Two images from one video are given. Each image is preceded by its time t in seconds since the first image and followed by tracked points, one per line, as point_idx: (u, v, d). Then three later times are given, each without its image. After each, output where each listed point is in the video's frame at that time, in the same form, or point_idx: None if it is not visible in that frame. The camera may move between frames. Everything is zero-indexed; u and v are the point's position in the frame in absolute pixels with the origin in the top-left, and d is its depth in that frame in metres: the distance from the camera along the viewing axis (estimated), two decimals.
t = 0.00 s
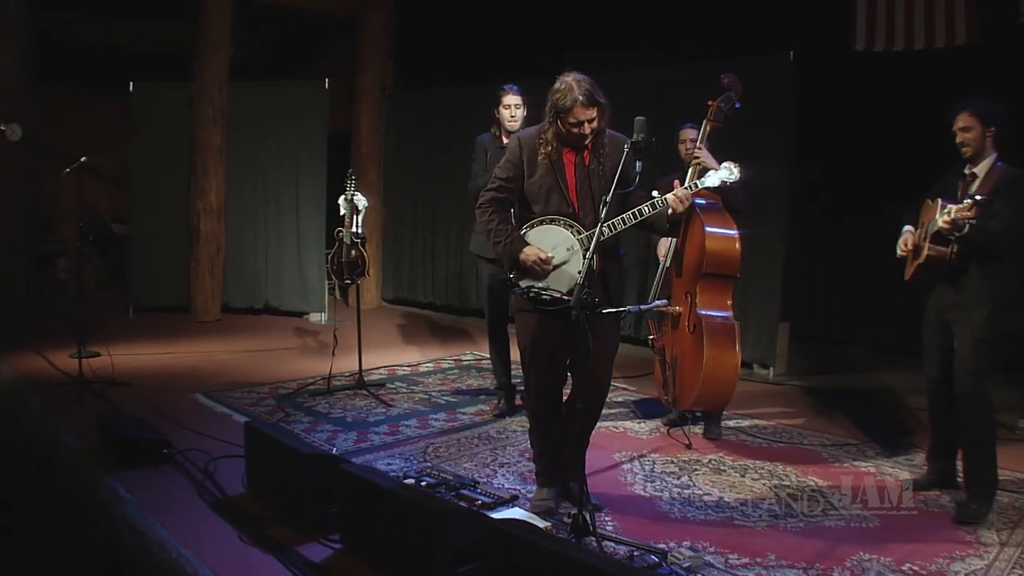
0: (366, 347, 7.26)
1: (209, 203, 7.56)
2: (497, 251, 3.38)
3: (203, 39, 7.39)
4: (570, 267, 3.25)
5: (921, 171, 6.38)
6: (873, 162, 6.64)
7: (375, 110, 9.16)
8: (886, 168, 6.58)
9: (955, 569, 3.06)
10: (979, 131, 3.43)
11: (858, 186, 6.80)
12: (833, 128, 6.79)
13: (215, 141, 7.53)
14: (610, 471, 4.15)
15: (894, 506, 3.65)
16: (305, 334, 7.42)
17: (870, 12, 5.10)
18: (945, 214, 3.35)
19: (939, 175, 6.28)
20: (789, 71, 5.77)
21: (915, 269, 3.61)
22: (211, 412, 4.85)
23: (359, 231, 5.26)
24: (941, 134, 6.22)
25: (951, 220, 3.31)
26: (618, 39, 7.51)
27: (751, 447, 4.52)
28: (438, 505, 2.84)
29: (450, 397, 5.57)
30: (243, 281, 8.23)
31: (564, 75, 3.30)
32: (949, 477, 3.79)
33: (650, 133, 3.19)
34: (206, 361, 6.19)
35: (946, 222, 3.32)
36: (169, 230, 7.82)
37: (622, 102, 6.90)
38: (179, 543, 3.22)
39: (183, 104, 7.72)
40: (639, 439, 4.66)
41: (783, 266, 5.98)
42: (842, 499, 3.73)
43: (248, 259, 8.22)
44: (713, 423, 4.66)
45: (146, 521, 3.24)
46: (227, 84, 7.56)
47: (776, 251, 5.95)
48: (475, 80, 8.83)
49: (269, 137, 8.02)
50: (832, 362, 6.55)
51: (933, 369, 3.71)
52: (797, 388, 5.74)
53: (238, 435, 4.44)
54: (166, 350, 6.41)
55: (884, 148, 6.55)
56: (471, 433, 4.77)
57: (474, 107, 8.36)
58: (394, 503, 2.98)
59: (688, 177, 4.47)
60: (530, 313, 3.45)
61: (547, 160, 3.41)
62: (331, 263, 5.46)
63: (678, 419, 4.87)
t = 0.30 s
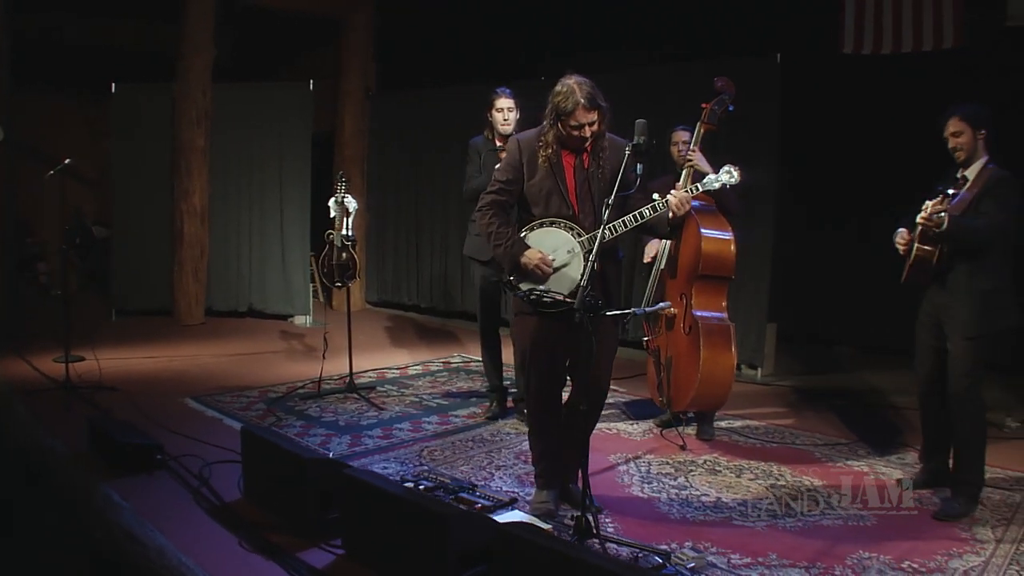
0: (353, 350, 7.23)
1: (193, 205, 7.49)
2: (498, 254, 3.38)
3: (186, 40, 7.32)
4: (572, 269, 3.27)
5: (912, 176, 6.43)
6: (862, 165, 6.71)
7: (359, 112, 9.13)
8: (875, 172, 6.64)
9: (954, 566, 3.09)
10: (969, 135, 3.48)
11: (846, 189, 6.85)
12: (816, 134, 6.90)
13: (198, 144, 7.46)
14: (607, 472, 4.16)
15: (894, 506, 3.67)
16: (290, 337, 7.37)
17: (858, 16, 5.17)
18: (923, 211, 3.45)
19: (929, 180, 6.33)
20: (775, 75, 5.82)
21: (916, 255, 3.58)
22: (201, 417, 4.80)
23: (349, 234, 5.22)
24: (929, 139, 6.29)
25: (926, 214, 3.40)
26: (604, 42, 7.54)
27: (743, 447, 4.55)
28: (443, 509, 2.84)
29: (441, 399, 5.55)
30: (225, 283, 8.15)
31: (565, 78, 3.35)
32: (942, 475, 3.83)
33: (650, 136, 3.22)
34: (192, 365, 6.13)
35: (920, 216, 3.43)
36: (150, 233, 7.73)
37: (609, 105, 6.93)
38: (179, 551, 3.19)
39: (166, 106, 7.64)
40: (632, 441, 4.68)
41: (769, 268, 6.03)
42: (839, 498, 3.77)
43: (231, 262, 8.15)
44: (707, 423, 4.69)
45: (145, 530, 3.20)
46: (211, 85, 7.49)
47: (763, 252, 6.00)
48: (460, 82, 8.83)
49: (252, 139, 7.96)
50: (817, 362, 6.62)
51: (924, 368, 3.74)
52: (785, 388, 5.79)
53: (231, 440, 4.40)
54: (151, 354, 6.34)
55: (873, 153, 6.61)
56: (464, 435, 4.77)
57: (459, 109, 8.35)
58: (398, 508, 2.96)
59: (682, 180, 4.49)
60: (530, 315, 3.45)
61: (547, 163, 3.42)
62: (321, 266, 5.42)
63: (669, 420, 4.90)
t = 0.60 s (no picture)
0: (339, 352, 7.20)
1: (177, 207, 7.41)
2: (498, 257, 3.39)
3: (171, 41, 7.26)
4: (572, 270, 3.27)
5: (896, 176, 6.60)
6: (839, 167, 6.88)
7: (344, 113, 9.10)
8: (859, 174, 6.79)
9: (952, 562, 3.14)
10: (973, 136, 3.52)
11: (826, 190, 7.00)
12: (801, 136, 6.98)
13: (182, 145, 7.39)
14: (603, 473, 4.18)
15: (894, 506, 3.69)
16: (276, 340, 7.31)
17: (846, 19, 5.24)
18: (936, 222, 3.45)
19: (913, 178, 6.48)
20: (763, 77, 5.87)
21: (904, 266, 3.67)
22: (191, 421, 4.75)
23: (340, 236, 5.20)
24: (911, 138, 6.45)
25: (939, 228, 3.40)
26: (591, 44, 7.57)
27: (737, 447, 4.58)
28: (447, 511, 2.85)
29: (432, 402, 5.54)
30: (208, 285, 8.08)
31: (563, 81, 3.37)
32: (935, 473, 3.88)
33: (651, 138, 3.22)
34: (179, 368, 6.07)
35: (933, 231, 3.42)
36: (133, 235, 7.65)
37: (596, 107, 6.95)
38: (179, 556, 3.16)
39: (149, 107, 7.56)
40: (626, 441, 4.70)
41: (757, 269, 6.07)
42: (834, 496, 3.81)
43: (215, 264, 8.08)
44: (700, 423, 4.73)
45: (145, 536, 3.17)
46: (194, 86, 7.42)
47: (751, 253, 6.05)
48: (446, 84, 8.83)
49: (236, 140, 7.90)
50: (802, 362, 6.68)
51: (916, 368, 3.79)
52: (773, 388, 5.84)
53: (224, 444, 4.37)
54: (136, 357, 6.27)
55: (857, 153, 6.76)
56: (457, 437, 4.76)
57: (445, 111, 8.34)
58: (403, 511, 2.95)
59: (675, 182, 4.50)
60: (530, 317, 3.45)
61: (546, 165, 3.43)
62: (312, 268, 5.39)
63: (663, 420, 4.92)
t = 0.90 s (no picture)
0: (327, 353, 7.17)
1: (161, 209, 7.35)
2: (498, 257, 3.39)
3: (156, 42, 7.20)
4: (572, 269, 3.27)
5: (880, 176, 6.69)
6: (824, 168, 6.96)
7: (329, 114, 9.07)
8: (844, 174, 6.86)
9: (949, 556, 3.19)
10: (965, 140, 3.58)
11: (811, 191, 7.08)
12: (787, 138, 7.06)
13: (166, 146, 7.33)
14: (600, 473, 4.19)
15: (895, 506, 3.70)
16: (262, 342, 7.27)
17: (834, 20, 5.30)
18: (947, 242, 3.43)
19: (898, 176, 6.59)
20: (750, 80, 5.92)
21: (893, 266, 3.79)
22: (182, 425, 4.71)
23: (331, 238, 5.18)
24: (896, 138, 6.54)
25: (953, 248, 3.40)
26: (578, 46, 7.61)
27: (730, 446, 4.62)
28: (448, 510, 2.85)
29: (423, 403, 5.53)
30: (193, 287, 8.01)
31: (561, 83, 3.39)
32: (927, 470, 3.94)
33: (649, 138, 3.23)
34: (167, 371, 6.02)
35: (949, 249, 3.41)
36: (116, 238, 7.57)
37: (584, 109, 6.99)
38: (179, 561, 3.13)
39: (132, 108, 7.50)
40: (620, 441, 4.72)
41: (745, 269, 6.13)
42: (830, 494, 3.85)
43: (200, 266, 8.02)
44: (693, 422, 4.76)
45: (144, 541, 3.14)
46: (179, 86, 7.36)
47: (739, 253, 6.10)
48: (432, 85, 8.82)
49: (221, 141, 7.85)
50: (788, 361, 6.75)
51: (908, 366, 3.84)
52: (762, 387, 5.89)
53: (218, 448, 4.34)
54: (123, 361, 6.20)
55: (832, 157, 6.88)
56: (452, 438, 4.76)
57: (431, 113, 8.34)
58: (407, 514, 2.95)
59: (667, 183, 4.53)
60: (530, 317, 3.45)
61: (545, 165, 3.44)
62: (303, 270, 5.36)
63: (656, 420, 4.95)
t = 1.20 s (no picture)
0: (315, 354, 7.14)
1: (145, 210, 7.28)
2: (499, 257, 3.39)
3: (140, 41, 7.14)
4: (573, 269, 3.29)
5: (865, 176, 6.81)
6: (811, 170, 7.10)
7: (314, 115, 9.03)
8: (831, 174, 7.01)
9: (946, 550, 3.24)
10: (939, 143, 3.63)
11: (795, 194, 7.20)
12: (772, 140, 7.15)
13: (150, 146, 7.27)
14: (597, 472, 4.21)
15: (894, 506, 3.71)
16: (248, 343, 7.23)
17: (822, 26, 5.37)
18: (936, 258, 3.51)
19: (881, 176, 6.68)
20: (737, 81, 5.98)
21: (885, 274, 3.82)
22: (174, 427, 4.67)
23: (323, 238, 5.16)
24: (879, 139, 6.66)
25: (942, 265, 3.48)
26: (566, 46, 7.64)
27: (724, 444, 4.65)
28: (452, 510, 2.85)
29: (415, 404, 5.53)
30: (177, 289, 7.95)
31: (561, 83, 3.40)
32: (919, 466, 3.99)
33: (649, 139, 3.25)
34: (155, 373, 5.96)
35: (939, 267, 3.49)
36: (100, 239, 7.50)
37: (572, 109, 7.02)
38: (180, 564, 3.10)
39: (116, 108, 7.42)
40: (615, 441, 4.74)
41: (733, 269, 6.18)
42: (825, 491, 3.89)
43: (184, 267, 7.95)
44: (686, 421, 4.80)
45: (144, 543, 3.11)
46: (162, 86, 7.30)
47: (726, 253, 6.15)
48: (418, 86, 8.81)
49: (206, 142, 7.79)
50: (775, 360, 6.81)
51: (901, 364, 3.89)
52: (751, 385, 5.95)
53: (211, 451, 4.31)
54: (109, 363, 6.14)
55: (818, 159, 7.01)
56: (446, 438, 4.75)
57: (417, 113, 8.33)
58: (411, 515, 2.94)
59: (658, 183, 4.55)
60: (530, 316, 3.46)
61: (545, 165, 3.45)
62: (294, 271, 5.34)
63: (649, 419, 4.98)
